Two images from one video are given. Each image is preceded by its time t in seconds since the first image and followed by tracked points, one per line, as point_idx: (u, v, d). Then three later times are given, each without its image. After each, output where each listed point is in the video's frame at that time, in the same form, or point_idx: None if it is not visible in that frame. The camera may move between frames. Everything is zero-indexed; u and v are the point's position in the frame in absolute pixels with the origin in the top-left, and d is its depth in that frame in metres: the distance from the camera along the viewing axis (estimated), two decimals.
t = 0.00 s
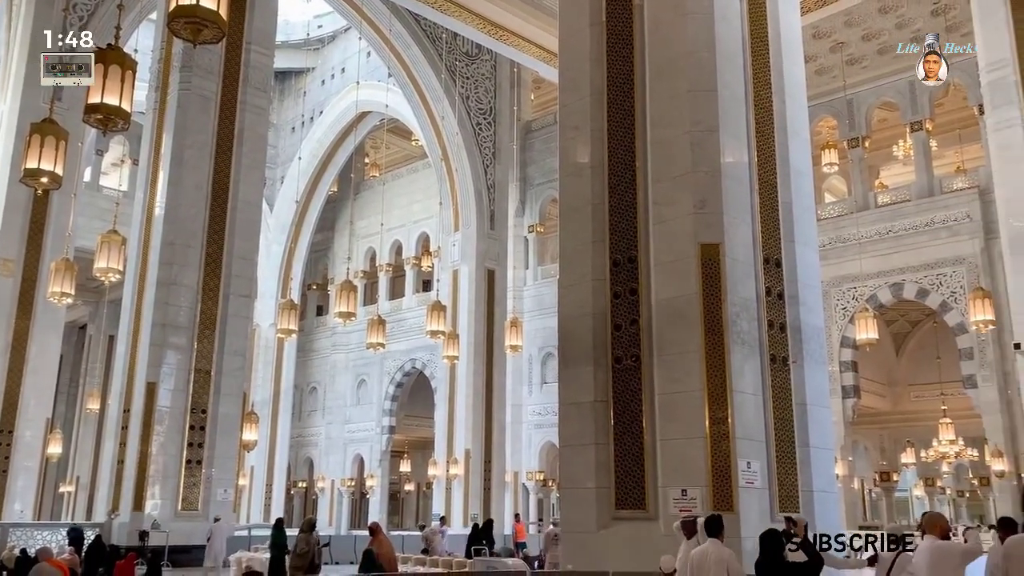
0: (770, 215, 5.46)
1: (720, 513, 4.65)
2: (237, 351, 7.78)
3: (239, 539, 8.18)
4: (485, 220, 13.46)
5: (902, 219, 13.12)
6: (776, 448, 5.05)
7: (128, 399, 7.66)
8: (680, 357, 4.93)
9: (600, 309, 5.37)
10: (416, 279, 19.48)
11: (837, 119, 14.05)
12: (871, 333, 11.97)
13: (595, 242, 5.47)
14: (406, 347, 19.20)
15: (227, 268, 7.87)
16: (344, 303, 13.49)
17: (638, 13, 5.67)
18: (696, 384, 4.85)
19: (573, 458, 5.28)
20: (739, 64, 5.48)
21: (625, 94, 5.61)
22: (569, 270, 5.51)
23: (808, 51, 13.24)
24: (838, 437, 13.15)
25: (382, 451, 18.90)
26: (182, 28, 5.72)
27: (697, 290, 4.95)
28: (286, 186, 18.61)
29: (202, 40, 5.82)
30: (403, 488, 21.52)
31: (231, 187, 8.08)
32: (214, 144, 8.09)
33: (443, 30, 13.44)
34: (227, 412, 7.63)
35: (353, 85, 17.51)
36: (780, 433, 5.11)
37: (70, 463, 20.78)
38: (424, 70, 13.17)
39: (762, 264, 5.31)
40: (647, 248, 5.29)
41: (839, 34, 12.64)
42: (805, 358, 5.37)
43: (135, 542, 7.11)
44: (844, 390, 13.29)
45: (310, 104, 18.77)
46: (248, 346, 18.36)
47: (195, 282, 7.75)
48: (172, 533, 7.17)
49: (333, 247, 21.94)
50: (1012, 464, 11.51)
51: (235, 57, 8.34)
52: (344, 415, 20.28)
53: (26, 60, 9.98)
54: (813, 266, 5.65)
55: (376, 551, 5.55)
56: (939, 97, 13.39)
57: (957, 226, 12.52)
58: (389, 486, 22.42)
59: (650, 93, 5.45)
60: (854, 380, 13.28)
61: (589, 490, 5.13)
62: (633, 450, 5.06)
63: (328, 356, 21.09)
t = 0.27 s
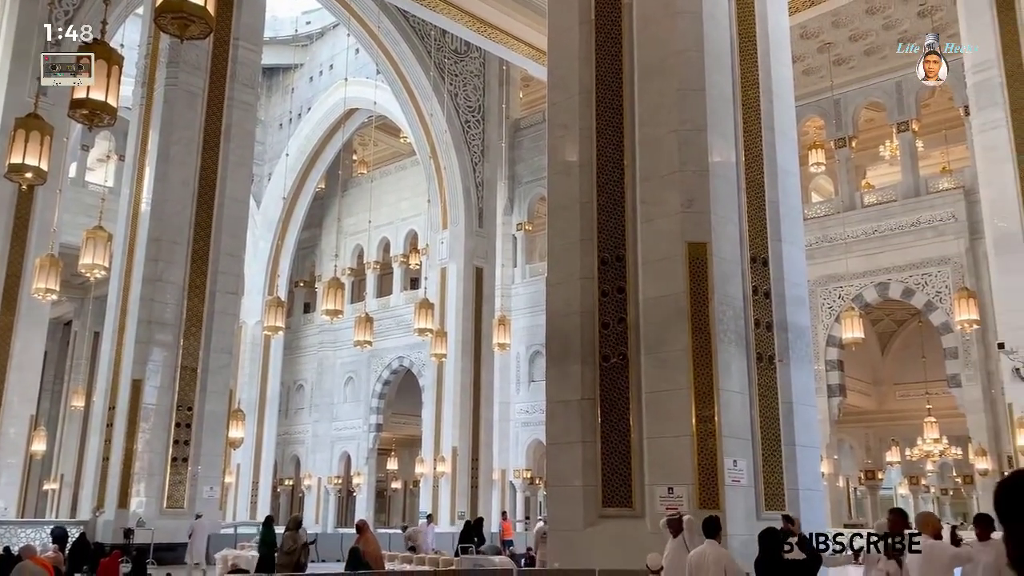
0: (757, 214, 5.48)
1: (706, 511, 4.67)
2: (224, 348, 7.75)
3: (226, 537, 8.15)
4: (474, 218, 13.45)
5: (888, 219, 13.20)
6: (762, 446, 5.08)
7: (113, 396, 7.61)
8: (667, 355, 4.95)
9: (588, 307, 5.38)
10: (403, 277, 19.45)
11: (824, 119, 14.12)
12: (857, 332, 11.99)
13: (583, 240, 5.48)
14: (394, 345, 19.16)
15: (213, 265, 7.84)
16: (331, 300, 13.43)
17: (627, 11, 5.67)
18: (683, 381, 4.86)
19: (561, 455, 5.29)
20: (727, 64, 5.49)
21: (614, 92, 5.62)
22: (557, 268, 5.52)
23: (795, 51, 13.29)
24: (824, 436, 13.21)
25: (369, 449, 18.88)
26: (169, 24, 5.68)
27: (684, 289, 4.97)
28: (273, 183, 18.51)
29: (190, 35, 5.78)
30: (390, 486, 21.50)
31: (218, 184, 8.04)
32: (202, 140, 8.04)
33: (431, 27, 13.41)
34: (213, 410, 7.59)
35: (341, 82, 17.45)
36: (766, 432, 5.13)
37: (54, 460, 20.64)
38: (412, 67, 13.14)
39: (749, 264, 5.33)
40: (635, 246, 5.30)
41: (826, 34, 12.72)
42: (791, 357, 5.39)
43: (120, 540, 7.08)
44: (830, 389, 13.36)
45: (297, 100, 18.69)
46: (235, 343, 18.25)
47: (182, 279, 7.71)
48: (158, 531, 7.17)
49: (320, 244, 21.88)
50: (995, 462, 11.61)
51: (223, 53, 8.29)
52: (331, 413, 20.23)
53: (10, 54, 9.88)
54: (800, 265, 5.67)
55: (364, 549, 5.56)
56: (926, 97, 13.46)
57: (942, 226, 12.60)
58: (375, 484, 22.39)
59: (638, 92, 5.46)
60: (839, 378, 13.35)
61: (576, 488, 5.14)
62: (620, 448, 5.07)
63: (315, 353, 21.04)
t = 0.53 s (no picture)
0: (741, 212, 5.50)
1: (689, 508, 4.69)
2: (206, 345, 7.71)
3: (208, 534, 8.12)
4: (459, 215, 13.42)
5: (871, 218, 13.29)
6: (744, 444, 5.10)
7: (95, 392, 7.55)
8: (651, 352, 4.96)
9: (573, 305, 5.38)
10: (388, 274, 19.40)
11: (808, 119, 14.18)
12: (839, 330, 12.04)
13: (568, 238, 5.48)
14: (379, 342, 19.11)
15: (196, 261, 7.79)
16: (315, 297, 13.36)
17: (613, 9, 5.67)
18: (666, 379, 4.88)
19: (544, 452, 5.29)
20: (712, 63, 5.50)
21: (599, 90, 5.62)
22: (542, 266, 5.52)
23: (780, 50, 13.34)
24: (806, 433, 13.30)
25: (353, 446, 18.83)
26: (151, 18, 5.63)
27: (668, 287, 4.98)
28: (257, 178, 18.38)
29: (173, 30, 5.74)
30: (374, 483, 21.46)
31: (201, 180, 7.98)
32: (185, 135, 7.98)
33: (417, 23, 13.36)
34: (196, 406, 7.55)
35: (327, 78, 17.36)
36: (749, 429, 5.16)
37: (35, 457, 20.47)
38: (398, 64, 13.09)
39: (733, 262, 5.35)
40: (620, 244, 5.31)
41: (811, 34, 12.79)
42: (774, 354, 5.42)
43: (102, 537, 7.05)
44: (812, 387, 13.44)
45: (282, 95, 18.58)
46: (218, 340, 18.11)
47: (165, 275, 7.67)
48: (139, 528, 7.16)
49: (304, 240, 21.78)
50: (974, 460, 11.74)
51: (207, 47, 8.22)
52: (315, 410, 20.17)
53: None
54: (783, 264, 5.70)
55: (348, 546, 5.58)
56: (909, 97, 13.54)
57: (924, 225, 12.70)
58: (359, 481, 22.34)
59: (623, 89, 5.46)
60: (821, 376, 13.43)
61: (560, 485, 5.15)
62: (603, 445, 5.09)
63: (299, 350, 20.96)
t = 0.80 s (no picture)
0: (724, 209, 5.53)
1: (672, 504, 4.71)
2: (189, 340, 7.67)
3: (191, 531, 8.08)
4: (444, 211, 13.40)
5: (853, 217, 13.38)
6: (727, 440, 5.13)
7: (75, 388, 7.49)
8: (634, 349, 4.98)
9: (557, 301, 5.39)
10: (373, 270, 19.35)
11: (791, 117, 14.26)
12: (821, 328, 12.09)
13: (552, 234, 5.48)
14: (363, 338, 19.06)
15: (179, 256, 7.75)
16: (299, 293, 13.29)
17: (598, 6, 5.68)
18: (650, 375, 4.89)
19: (528, 449, 5.29)
20: (696, 61, 5.52)
21: (584, 86, 5.63)
22: (526, 262, 5.52)
23: (764, 49, 13.40)
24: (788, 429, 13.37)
25: (336, 443, 18.79)
26: (133, 10, 5.58)
27: (652, 284, 5.00)
28: (240, 173, 18.24)
29: (156, 22, 5.69)
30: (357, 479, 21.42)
31: (184, 175, 7.93)
32: (167, 129, 7.92)
33: (402, 19, 13.32)
34: (178, 402, 7.51)
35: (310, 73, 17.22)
36: (731, 426, 5.19)
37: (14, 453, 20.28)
38: (383, 59, 13.04)
39: (716, 259, 5.38)
40: (604, 241, 5.32)
41: (795, 32, 12.87)
42: (757, 351, 5.45)
43: (82, 534, 7.00)
44: (795, 383, 13.52)
45: (266, 90, 18.48)
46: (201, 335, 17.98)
47: (147, 270, 7.62)
48: (120, 525, 7.08)
49: (288, 236, 21.69)
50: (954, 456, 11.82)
51: (190, 41, 8.17)
52: (299, 406, 20.09)
53: None
54: (766, 261, 5.73)
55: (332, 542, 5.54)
56: (891, 96, 13.63)
57: (906, 223, 12.80)
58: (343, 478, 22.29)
59: (608, 86, 5.47)
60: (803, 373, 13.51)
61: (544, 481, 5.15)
62: (587, 441, 5.10)
63: (282, 346, 20.87)
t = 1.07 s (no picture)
0: (710, 207, 5.55)
1: (657, 501, 4.73)
2: (173, 336, 7.63)
3: (175, 527, 8.05)
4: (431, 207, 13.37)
5: (838, 215, 13.45)
6: (711, 437, 5.15)
7: (59, 384, 7.44)
8: (620, 346, 4.99)
9: (543, 298, 5.38)
10: (359, 266, 19.30)
11: (777, 116, 14.32)
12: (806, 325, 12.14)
13: (539, 231, 5.47)
14: (349, 334, 19.01)
15: (163, 251, 7.70)
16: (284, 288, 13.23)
17: (586, 3, 5.67)
18: (636, 372, 4.91)
19: (514, 445, 5.29)
20: (683, 59, 5.53)
21: (571, 83, 5.63)
22: (513, 259, 5.51)
23: (751, 47, 13.44)
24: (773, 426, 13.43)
25: (322, 439, 18.76)
26: (118, 4, 5.53)
27: (638, 281, 5.01)
28: (225, 168, 18.10)
29: (140, 16, 5.65)
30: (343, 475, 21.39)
31: (169, 171, 7.87)
32: (152, 123, 7.86)
33: (389, 14, 13.27)
34: (162, 398, 7.47)
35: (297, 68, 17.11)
36: (716, 423, 5.21)
37: None
38: (370, 55, 13.00)
39: (702, 256, 5.40)
40: (591, 238, 5.33)
41: (781, 31, 12.92)
42: (741, 348, 5.48)
43: (65, 531, 6.96)
44: (779, 380, 13.59)
45: (252, 85, 18.37)
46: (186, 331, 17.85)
47: (131, 266, 7.57)
48: (104, 522, 7.06)
49: (273, 231, 21.61)
50: (937, 453, 12.04)
51: (175, 34, 8.12)
52: (284, 402, 20.02)
53: None
54: (751, 259, 5.76)
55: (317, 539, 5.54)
56: (876, 95, 13.70)
57: (890, 222, 12.89)
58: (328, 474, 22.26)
59: (595, 84, 5.47)
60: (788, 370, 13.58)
61: (529, 478, 5.16)
62: (573, 438, 5.11)
63: (267, 342, 20.80)
